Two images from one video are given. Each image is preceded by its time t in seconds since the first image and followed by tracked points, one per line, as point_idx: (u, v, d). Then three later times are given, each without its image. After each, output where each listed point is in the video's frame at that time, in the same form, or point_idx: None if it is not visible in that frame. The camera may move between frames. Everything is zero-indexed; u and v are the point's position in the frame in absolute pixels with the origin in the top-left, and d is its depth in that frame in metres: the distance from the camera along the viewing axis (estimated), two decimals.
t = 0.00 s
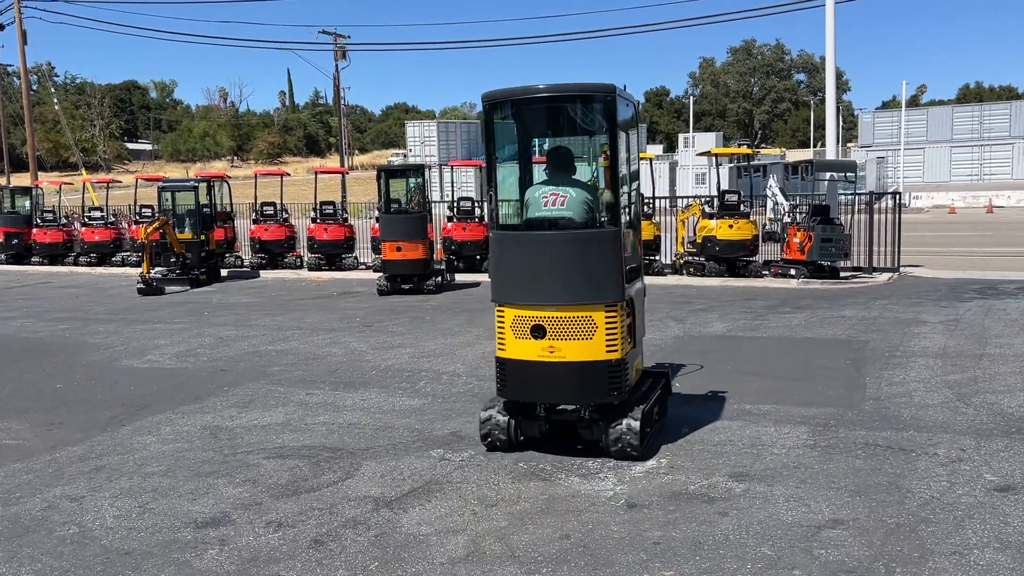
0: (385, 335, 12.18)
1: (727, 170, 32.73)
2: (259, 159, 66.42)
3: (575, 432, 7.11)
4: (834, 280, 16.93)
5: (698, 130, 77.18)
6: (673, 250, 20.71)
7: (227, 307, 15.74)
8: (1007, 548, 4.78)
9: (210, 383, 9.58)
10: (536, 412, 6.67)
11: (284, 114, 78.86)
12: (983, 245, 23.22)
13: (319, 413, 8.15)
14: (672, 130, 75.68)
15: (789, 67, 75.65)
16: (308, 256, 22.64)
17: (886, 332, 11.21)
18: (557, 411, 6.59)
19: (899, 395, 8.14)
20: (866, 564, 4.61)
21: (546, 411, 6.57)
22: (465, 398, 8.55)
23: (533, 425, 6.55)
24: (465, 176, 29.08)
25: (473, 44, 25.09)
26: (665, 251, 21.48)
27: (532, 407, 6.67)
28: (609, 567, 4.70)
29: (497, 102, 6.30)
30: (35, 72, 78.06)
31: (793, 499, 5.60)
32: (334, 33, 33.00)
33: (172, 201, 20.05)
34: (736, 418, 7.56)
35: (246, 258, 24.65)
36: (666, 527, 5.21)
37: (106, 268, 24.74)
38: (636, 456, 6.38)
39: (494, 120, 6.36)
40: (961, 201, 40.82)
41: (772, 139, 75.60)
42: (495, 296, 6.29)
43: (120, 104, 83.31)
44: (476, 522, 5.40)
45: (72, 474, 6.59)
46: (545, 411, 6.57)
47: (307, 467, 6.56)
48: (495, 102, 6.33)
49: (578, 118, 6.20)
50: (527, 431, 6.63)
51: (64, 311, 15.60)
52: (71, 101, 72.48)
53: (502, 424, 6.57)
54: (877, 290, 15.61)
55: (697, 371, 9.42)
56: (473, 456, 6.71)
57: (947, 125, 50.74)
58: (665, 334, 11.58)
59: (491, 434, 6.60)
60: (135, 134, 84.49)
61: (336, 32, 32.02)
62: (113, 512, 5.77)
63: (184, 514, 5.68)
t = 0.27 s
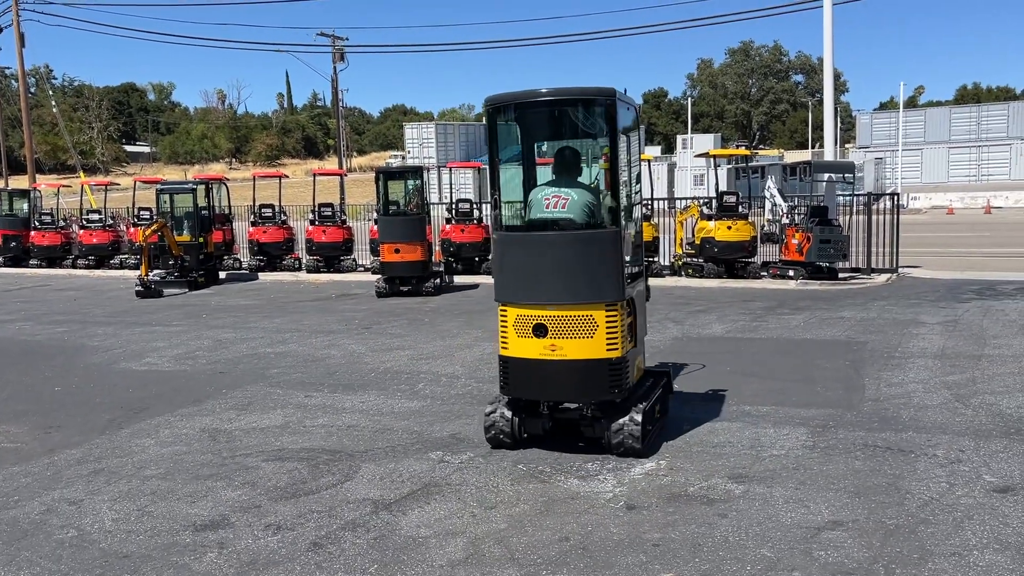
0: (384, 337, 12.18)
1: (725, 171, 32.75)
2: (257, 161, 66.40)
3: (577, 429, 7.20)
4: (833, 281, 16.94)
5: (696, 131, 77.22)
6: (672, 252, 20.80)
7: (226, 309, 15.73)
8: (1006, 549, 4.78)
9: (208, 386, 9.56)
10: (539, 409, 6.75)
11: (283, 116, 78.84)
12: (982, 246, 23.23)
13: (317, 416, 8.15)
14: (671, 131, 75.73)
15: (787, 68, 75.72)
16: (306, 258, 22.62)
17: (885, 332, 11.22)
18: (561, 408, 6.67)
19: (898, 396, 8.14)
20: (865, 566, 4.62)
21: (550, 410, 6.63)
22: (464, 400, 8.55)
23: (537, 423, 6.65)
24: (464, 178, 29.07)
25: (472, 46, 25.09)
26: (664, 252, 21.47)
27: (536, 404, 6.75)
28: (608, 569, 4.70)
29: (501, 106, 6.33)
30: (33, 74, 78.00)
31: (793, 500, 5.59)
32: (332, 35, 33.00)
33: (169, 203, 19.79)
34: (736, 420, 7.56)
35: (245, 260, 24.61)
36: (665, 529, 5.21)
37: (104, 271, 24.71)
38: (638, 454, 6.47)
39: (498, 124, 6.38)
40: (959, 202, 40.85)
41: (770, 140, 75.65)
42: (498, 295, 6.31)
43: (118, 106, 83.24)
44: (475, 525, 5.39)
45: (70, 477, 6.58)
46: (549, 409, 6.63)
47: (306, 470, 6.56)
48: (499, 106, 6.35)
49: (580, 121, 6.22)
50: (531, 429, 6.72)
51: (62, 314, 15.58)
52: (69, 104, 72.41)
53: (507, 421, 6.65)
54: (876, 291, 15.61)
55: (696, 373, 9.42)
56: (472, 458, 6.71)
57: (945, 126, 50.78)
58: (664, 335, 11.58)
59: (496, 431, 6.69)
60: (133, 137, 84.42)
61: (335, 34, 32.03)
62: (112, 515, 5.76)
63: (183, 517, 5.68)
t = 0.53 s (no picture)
0: (382, 339, 12.18)
1: (723, 172, 32.75)
2: (256, 163, 66.42)
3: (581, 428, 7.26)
4: (831, 283, 16.94)
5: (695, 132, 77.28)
6: (670, 253, 20.80)
7: (224, 311, 15.72)
8: (1005, 549, 4.79)
9: (207, 388, 9.55)
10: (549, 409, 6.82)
11: (281, 118, 78.85)
12: (980, 247, 23.24)
13: (316, 417, 8.14)
14: (669, 132, 75.79)
15: (785, 69, 75.78)
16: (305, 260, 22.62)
17: (884, 333, 11.22)
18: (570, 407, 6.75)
19: (897, 396, 8.14)
20: (865, 566, 4.62)
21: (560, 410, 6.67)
22: (463, 402, 8.54)
23: (547, 423, 6.66)
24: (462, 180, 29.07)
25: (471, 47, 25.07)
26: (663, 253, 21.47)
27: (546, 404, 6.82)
28: (608, 571, 4.69)
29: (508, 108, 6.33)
30: (31, 77, 77.99)
31: (792, 502, 5.59)
32: (330, 37, 33.02)
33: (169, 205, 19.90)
34: (735, 421, 7.56)
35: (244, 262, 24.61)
36: (665, 530, 5.21)
37: (103, 273, 24.71)
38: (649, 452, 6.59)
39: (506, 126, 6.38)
40: (957, 203, 40.88)
41: (769, 141, 75.71)
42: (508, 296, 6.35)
43: (117, 108, 83.24)
44: (475, 526, 5.39)
45: (69, 479, 6.57)
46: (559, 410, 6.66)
47: (305, 472, 6.55)
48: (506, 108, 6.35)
49: (586, 124, 6.25)
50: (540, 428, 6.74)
51: (61, 316, 15.57)
52: (67, 106, 72.40)
53: (518, 421, 6.69)
54: (875, 292, 15.62)
55: (696, 374, 9.43)
56: (472, 460, 6.71)
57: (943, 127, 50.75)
58: (664, 336, 11.59)
59: (506, 430, 6.72)
60: (132, 139, 84.43)
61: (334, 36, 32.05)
62: (111, 517, 5.75)
63: (182, 519, 5.67)
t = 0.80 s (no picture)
0: (381, 341, 12.18)
1: (722, 173, 32.76)
2: (254, 165, 66.44)
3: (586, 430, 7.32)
4: (829, 284, 16.95)
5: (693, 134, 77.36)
6: (668, 254, 20.82)
7: (223, 314, 15.70)
8: (1003, 550, 4.79)
9: (205, 390, 9.55)
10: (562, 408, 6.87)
11: (280, 120, 78.88)
12: (978, 248, 23.25)
13: (315, 420, 8.13)
14: (667, 134, 75.88)
15: (783, 71, 75.94)
16: (304, 262, 22.62)
17: (882, 334, 11.24)
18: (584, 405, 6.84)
19: (895, 398, 8.14)
20: (863, 568, 4.62)
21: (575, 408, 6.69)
22: (462, 403, 8.55)
23: (563, 421, 6.68)
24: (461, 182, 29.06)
25: (469, 48, 25.04)
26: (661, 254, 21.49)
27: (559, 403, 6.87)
28: (607, 573, 4.69)
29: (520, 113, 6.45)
30: (30, 79, 78.01)
31: (791, 502, 5.60)
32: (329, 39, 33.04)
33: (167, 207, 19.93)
34: (734, 422, 7.57)
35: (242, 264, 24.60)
36: (664, 531, 5.21)
37: (101, 275, 24.69)
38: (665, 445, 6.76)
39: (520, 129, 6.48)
40: (955, 204, 40.92)
41: (767, 143, 75.79)
42: (527, 296, 6.46)
43: (115, 110, 83.20)
44: (474, 528, 5.39)
45: (67, 483, 6.56)
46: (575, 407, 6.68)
47: (303, 474, 6.55)
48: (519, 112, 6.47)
49: (597, 126, 6.45)
50: (557, 428, 6.75)
51: (59, 319, 15.55)
52: (66, 108, 72.38)
53: (537, 421, 6.70)
54: (873, 293, 15.64)
55: (695, 375, 9.44)
56: (470, 461, 6.71)
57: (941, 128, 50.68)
58: (662, 338, 11.60)
59: (524, 432, 6.70)
60: (130, 141, 84.40)
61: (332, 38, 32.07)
62: (109, 520, 5.75)
63: (180, 522, 5.67)
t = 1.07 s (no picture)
0: (380, 342, 12.18)
1: (721, 175, 32.79)
2: (253, 167, 66.40)
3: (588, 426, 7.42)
4: (828, 285, 16.95)
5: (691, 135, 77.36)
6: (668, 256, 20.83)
7: (222, 315, 15.69)
8: (1002, 551, 4.79)
9: (204, 392, 9.54)
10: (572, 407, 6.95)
11: (279, 122, 78.87)
12: (977, 249, 23.25)
13: (314, 421, 8.13)
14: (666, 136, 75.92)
15: (782, 72, 75.99)
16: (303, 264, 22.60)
17: (881, 335, 11.24)
18: (593, 403, 6.96)
19: (894, 398, 8.15)
20: (862, 569, 4.62)
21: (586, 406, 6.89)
22: (461, 405, 8.55)
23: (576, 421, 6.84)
24: (460, 183, 29.04)
25: (468, 49, 25.04)
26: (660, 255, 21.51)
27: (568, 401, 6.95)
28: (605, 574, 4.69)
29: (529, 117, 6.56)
30: (28, 81, 77.98)
31: (789, 503, 5.60)
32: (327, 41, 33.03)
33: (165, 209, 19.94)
34: (733, 423, 7.57)
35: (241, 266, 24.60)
36: (663, 533, 5.21)
37: (100, 277, 24.68)
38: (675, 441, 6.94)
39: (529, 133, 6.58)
40: (954, 205, 40.95)
41: (765, 144, 75.82)
42: (541, 296, 6.52)
43: (114, 112, 83.19)
44: (473, 529, 5.38)
45: (65, 485, 6.55)
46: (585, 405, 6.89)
47: (302, 476, 6.55)
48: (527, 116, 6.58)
49: (602, 129, 6.60)
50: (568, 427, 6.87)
51: (57, 321, 15.53)
52: (64, 110, 72.30)
53: (550, 421, 6.73)
54: (872, 294, 15.65)
55: (694, 376, 9.45)
56: (469, 463, 6.71)
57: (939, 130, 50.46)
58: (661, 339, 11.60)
59: (537, 431, 6.73)
60: (129, 143, 84.36)
61: (331, 40, 32.07)
62: (108, 522, 5.74)
63: (178, 524, 5.66)
